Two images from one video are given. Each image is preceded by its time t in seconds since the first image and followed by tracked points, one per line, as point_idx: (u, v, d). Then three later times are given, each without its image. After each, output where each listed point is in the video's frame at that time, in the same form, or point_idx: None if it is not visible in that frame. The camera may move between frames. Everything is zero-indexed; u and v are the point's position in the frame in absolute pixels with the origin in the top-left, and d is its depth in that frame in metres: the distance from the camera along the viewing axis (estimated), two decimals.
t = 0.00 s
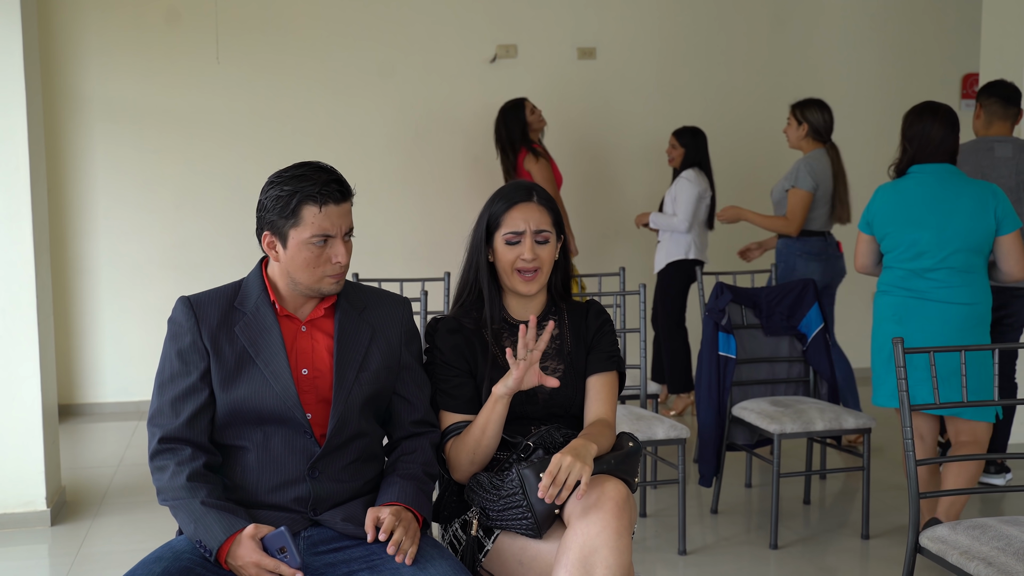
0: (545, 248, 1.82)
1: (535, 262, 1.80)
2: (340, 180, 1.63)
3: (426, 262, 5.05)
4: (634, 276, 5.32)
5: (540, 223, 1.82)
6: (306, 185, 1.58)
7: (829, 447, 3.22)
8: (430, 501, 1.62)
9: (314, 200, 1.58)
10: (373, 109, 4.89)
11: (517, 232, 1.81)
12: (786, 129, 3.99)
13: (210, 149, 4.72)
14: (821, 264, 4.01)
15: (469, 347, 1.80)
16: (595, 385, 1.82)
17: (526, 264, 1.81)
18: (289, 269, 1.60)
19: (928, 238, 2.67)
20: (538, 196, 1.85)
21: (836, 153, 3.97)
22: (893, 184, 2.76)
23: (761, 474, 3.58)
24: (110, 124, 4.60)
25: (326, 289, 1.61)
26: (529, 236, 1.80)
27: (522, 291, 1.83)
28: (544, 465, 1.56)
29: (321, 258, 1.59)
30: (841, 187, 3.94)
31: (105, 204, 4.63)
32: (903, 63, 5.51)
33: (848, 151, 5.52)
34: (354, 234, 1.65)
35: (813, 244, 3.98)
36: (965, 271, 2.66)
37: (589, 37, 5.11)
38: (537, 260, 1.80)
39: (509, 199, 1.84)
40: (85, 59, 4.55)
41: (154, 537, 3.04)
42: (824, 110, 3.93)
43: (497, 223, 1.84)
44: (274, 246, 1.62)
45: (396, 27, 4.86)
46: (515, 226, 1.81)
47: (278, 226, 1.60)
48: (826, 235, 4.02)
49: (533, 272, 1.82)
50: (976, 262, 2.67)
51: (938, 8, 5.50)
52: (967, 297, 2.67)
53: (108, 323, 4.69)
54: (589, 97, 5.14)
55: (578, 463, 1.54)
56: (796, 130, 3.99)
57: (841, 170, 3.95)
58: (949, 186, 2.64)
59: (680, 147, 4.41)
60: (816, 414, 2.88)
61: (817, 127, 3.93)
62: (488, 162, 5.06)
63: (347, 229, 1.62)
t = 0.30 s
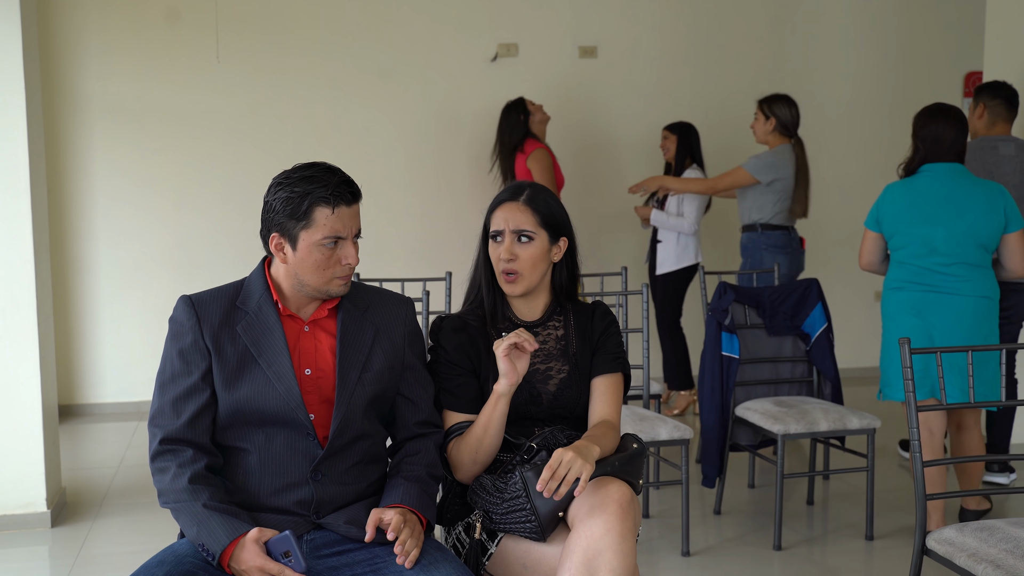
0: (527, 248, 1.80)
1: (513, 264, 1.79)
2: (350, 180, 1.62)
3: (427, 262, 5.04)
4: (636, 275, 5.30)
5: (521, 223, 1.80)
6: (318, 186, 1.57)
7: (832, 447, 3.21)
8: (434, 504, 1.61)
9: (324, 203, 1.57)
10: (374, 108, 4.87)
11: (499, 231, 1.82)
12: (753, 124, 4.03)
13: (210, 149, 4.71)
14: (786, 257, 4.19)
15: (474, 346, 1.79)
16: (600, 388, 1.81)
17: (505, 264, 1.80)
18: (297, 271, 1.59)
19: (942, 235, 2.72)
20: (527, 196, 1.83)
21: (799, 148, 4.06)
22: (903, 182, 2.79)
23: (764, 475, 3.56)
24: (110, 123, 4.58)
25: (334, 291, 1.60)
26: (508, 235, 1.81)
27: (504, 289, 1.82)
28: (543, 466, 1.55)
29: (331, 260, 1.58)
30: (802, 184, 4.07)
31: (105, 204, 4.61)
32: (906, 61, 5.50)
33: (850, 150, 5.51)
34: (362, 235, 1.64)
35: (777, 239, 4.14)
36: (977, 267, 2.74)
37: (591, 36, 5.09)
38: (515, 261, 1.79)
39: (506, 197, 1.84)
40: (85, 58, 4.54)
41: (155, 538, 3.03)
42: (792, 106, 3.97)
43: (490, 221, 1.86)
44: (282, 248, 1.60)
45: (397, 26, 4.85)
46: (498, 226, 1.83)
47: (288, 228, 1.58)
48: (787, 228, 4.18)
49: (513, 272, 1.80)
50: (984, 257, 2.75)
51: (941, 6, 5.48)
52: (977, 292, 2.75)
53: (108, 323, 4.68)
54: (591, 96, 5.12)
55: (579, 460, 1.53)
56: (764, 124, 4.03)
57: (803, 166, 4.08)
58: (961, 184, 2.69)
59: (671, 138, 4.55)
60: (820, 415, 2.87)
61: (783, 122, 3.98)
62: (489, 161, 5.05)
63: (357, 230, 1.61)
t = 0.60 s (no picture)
0: (528, 257, 1.79)
1: (513, 275, 1.78)
2: (347, 184, 1.62)
3: (428, 264, 5.03)
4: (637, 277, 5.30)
5: (519, 233, 1.79)
6: (317, 190, 1.56)
7: (834, 450, 3.20)
8: (433, 510, 1.60)
9: (324, 206, 1.56)
10: (375, 109, 4.87)
11: (499, 242, 1.81)
12: (725, 129, 4.13)
13: (211, 150, 4.71)
14: (756, 260, 4.24)
15: (475, 350, 1.78)
16: (602, 393, 1.80)
17: (506, 274, 1.79)
18: (296, 276, 1.58)
19: (963, 236, 2.89)
20: (527, 202, 1.81)
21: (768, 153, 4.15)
22: (920, 184, 2.93)
23: (765, 477, 3.55)
24: (111, 125, 4.58)
25: (334, 295, 1.60)
26: (508, 245, 1.79)
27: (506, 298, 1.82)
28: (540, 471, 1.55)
29: (331, 264, 1.58)
30: (770, 189, 4.15)
31: (106, 206, 4.61)
32: (908, 61, 5.48)
33: (852, 150, 5.49)
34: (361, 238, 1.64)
35: (747, 242, 4.19)
36: (990, 266, 2.94)
37: (592, 37, 5.09)
38: (515, 270, 1.78)
39: (506, 203, 1.83)
40: (85, 60, 4.54)
41: (154, 542, 3.02)
42: (762, 112, 4.06)
43: (490, 228, 1.85)
44: (280, 253, 1.60)
45: (398, 26, 4.84)
46: (497, 236, 1.81)
47: (286, 233, 1.57)
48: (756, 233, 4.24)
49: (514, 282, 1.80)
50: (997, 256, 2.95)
51: (943, 5, 5.46)
52: (990, 290, 2.96)
53: (109, 325, 4.68)
54: (592, 97, 5.12)
55: (577, 465, 1.53)
56: (735, 130, 4.12)
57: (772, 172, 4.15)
58: (980, 187, 2.87)
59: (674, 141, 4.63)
60: (822, 418, 2.86)
61: (754, 127, 4.07)
62: (490, 162, 5.04)
63: (355, 234, 1.61)
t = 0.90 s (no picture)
0: (526, 264, 1.78)
1: (512, 282, 1.77)
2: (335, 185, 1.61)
3: (423, 266, 5.02)
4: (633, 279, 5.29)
5: (517, 242, 1.77)
6: (303, 190, 1.56)
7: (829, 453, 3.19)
8: (425, 515, 1.59)
9: (311, 207, 1.56)
10: (370, 111, 4.85)
11: (496, 249, 1.79)
12: (689, 132, 4.10)
13: (205, 152, 4.69)
14: (719, 264, 4.25)
15: (469, 354, 1.77)
16: (597, 397, 1.78)
17: (505, 282, 1.78)
18: (285, 278, 1.58)
19: (960, 235, 3.14)
20: (520, 208, 1.80)
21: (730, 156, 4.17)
22: (921, 185, 3.14)
23: (760, 481, 3.55)
24: (105, 127, 4.56)
25: (322, 297, 1.59)
26: (505, 254, 1.78)
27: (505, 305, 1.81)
28: (531, 479, 1.53)
29: (319, 266, 1.57)
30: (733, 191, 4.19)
31: (99, 207, 4.59)
32: (904, 64, 5.48)
33: (847, 153, 5.49)
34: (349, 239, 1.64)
35: (714, 245, 4.20)
36: (983, 263, 3.21)
37: (588, 39, 5.08)
38: (515, 277, 1.77)
39: (501, 208, 1.81)
40: (80, 61, 4.52)
41: (147, 545, 3.01)
42: (725, 116, 4.08)
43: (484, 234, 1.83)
44: (269, 255, 1.59)
45: (393, 28, 4.83)
46: (494, 244, 1.79)
47: (274, 235, 1.57)
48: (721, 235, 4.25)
49: (512, 290, 1.79)
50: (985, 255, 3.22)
51: (939, 8, 5.46)
52: (980, 287, 3.21)
53: (102, 327, 4.66)
54: (588, 99, 5.11)
55: (569, 476, 1.51)
56: (699, 132, 4.10)
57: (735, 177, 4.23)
58: (976, 188, 3.12)
59: (669, 145, 4.73)
60: (817, 421, 2.85)
61: (718, 131, 4.07)
62: (486, 164, 5.03)
63: (343, 234, 1.61)
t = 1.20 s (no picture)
0: (527, 260, 1.78)
1: (515, 277, 1.76)
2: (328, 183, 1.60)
3: (419, 267, 5.00)
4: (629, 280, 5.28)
5: (517, 236, 1.77)
6: (297, 188, 1.54)
7: (826, 455, 3.18)
8: (421, 517, 1.58)
9: (305, 206, 1.54)
10: (365, 111, 4.84)
11: (497, 246, 1.77)
12: (649, 131, 4.18)
13: (199, 151, 4.67)
14: (688, 263, 4.26)
15: (464, 356, 1.76)
16: (593, 398, 1.77)
17: (507, 279, 1.76)
18: (279, 277, 1.56)
19: (929, 237, 3.27)
20: (519, 205, 1.79)
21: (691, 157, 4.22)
22: (891, 190, 3.28)
23: (757, 483, 3.53)
24: (99, 126, 4.54)
25: (316, 296, 1.58)
26: (507, 250, 1.76)
27: (509, 302, 1.78)
28: (529, 481, 1.51)
29: (313, 264, 1.56)
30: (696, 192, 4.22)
31: (93, 207, 4.57)
32: (900, 64, 5.48)
33: (843, 154, 5.49)
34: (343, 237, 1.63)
35: (681, 244, 4.22)
36: (950, 265, 3.34)
37: (584, 39, 5.07)
38: (518, 274, 1.76)
39: (496, 206, 1.80)
40: (73, 61, 4.49)
41: (141, 548, 2.98)
42: (686, 118, 4.17)
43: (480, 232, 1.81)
44: (263, 254, 1.57)
45: (389, 28, 4.81)
46: (494, 241, 1.78)
47: (267, 234, 1.55)
48: (688, 234, 4.26)
49: (515, 286, 1.77)
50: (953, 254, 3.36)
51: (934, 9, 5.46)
52: (948, 286, 3.35)
53: (96, 327, 4.63)
54: (583, 99, 5.10)
55: (566, 477, 1.49)
56: (659, 133, 4.19)
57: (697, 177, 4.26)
58: (943, 193, 3.26)
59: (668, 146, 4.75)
60: (815, 423, 2.84)
61: (677, 131, 4.15)
62: (481, 165, 5.02)
63: (338, 233, 1.60)
